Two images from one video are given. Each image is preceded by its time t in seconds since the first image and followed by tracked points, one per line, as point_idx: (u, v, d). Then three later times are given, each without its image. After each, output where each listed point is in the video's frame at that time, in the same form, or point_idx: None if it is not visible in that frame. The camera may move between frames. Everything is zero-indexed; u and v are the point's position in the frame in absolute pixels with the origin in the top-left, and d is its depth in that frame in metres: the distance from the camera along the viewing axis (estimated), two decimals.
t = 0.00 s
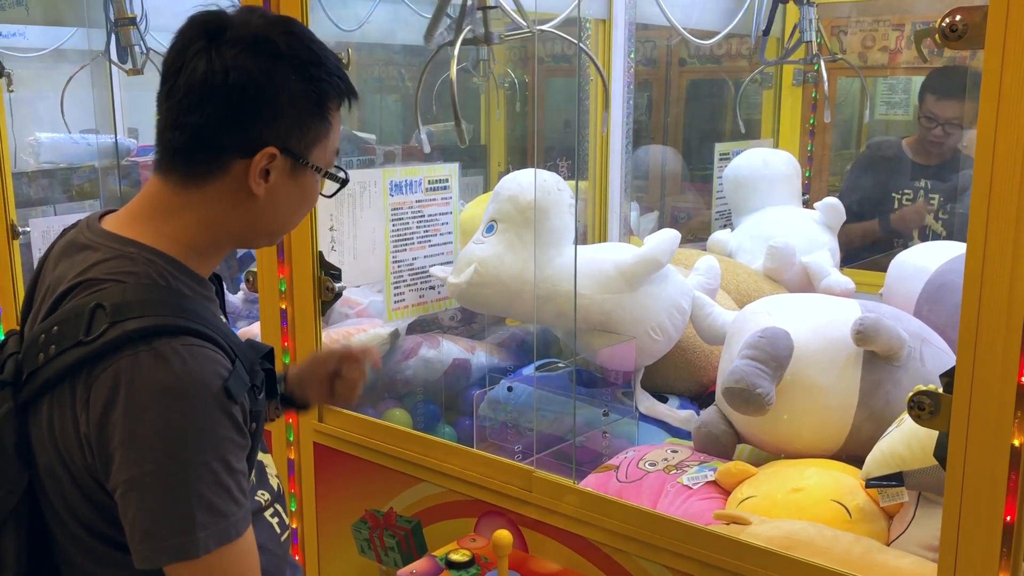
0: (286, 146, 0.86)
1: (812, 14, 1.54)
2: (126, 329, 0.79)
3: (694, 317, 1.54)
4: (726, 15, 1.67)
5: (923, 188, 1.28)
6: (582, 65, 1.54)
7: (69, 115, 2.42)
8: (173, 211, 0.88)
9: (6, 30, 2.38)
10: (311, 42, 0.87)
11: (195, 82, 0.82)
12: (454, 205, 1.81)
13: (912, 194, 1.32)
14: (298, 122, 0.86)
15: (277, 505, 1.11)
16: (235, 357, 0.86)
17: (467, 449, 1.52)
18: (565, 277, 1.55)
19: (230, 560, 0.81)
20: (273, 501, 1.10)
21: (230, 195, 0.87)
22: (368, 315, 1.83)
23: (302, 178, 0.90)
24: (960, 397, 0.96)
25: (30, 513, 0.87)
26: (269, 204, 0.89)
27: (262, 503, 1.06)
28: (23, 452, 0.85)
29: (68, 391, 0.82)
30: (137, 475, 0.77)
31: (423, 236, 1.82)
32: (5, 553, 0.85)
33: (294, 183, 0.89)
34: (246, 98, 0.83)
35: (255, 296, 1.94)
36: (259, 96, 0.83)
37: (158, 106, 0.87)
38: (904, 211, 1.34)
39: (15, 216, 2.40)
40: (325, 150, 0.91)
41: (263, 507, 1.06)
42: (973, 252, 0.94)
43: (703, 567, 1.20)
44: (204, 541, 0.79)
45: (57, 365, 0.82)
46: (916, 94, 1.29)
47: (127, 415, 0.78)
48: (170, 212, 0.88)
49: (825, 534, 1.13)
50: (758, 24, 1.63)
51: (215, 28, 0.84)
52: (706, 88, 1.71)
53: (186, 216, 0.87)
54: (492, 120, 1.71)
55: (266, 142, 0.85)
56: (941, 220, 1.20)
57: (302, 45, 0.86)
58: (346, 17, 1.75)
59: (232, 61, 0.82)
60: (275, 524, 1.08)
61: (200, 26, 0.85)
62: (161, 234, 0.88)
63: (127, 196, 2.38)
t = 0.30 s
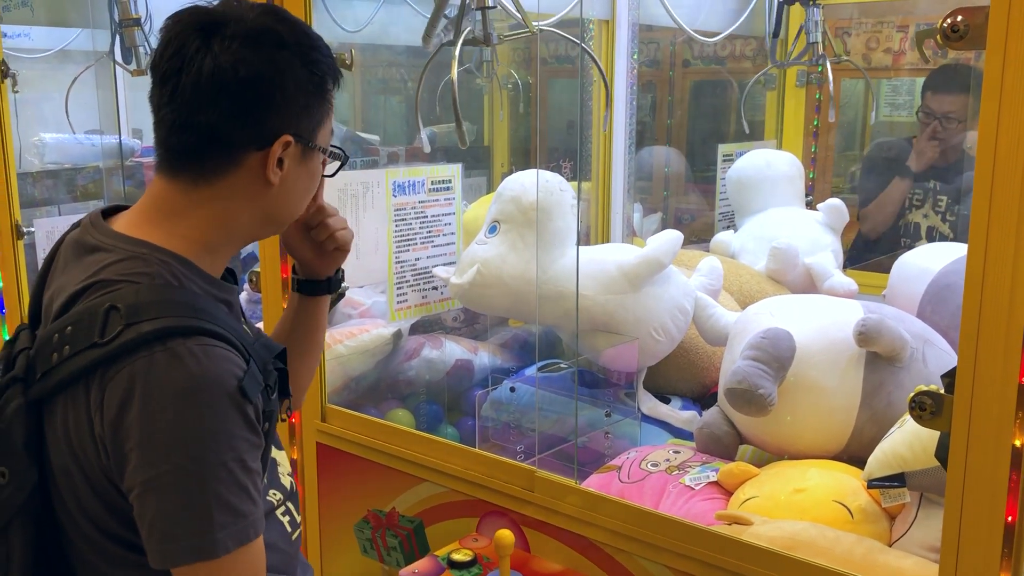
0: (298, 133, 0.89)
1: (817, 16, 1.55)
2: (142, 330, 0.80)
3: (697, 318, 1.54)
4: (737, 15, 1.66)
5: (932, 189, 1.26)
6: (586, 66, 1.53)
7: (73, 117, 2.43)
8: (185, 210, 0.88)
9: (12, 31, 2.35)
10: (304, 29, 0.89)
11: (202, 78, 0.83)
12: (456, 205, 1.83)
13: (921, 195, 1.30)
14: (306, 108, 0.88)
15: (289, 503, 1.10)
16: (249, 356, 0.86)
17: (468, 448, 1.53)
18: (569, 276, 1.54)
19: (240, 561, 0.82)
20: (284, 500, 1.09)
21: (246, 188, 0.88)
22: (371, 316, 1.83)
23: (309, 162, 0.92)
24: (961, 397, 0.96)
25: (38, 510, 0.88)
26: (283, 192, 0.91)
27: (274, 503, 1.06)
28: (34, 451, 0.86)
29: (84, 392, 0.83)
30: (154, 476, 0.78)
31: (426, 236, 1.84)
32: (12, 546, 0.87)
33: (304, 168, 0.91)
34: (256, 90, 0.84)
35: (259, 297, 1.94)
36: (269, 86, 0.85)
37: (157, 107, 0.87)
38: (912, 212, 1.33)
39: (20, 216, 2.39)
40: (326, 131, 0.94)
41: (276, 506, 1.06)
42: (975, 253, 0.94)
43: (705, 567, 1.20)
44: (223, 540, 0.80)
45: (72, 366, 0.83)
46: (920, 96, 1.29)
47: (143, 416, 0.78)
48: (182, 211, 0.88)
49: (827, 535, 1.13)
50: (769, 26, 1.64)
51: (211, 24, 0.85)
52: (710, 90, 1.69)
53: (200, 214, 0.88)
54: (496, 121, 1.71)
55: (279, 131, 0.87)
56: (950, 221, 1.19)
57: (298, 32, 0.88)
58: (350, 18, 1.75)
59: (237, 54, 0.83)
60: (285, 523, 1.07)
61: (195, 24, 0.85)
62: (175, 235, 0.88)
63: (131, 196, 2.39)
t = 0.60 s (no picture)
0: (308, 125, 0.89)
1: (822, 16, 1.56)
2: (153, 322, 0.80)
3: (699, 318, 1.53)
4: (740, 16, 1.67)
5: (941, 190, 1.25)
6: (590, 67, 1.51)
7: (79, 116, 2.44)
8: (199, 204, 0.88)
9: (17, 29, 2.38)
10: (313, 21, 0.90)
11: (213, 72, 0.84)
12: (460, 204, 1.82)
13: (930, 196, 1.28)
14: (316, 100, 0.89)
15: (301, 504, 1.10)
16: (261, 350, 0.86)
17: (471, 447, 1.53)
18: (572, 278, 1.54)
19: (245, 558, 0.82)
20: (296, 500, 1.09)
21: (259, 181, 0.88)
22: (374, 315, 1.84)
23: (321, 155, 0.92)
24: (964, 395, 0.96)
25: (50, 506, 0.88)
26: (296, 184, 0.91)
27: (287, 503, 1.06)
28: (47, 445, 0.86)
29: (96, 384, 0.83)
30: (165, 468, 0.78)
31: (429, 236, 1.84)
32: (22, 540, 0.86)
33: (316, 161, 0.92)
34: (267, 83, 0.85)
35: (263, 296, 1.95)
36: (278, 78, 0.85)
37: (169, 105, 0.88)
38: (923, 213, 1.30)
39: (25, 215, 2.41)
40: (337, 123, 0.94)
41: (287, 507, 1.06)
42: (977, 252, 0.94)
43: (707, 568, 1.20)
44: (234, 535, 0.80)
45: (84, 359, 0.83)
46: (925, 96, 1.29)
47: (155, 408, 0.79)
48: (196, 206, 0.88)
49: (829, 535, 1.13)
50: (771, 27, 1.65)
51: (219, 19, 0.86)
52: (714, 89, 1.72)
53: (214, 208, 0.88)
54: (499, 122, 1.71)
55: (290, 122, 0.87)
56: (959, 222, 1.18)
57: (307, 24, 0.89)
58: (355, 18, 1.77)
59: (247, 47, 0.84)
60: (297, 524, 1.07)
61: (204, 19, 0.86)
62: (189, 230, 0.88)
63: (136, 196, 2.39)
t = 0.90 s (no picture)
0: (312, 112, 0.91)
1: (826, 18, 1.52)
2: (155, 308, 0.81)
3: (703, 321, 1.53)
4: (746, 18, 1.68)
5: (946, 193, 1.24)
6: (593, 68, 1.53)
7: (83, 117, 2.43)
8: (210, 201, 0.91)
9: (23, 30, 2.42)
10: (308, 10, 0.91)
11: (212, 70, 0.85)
12: (463, 206, 1.83)
13: (935, 199, 1.28)
14: (317, 86, 0.91)
15: (309, 508, 1.10)
16: (263, 341, 0.87)
17: (473, 448, 1.53)
18: (576, 279, 1.54)
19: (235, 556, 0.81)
20: (304, 504, 1.09)
21: (267, 174, 0.90)
22: (378, 316, 1.82)
23: (328, 141, 0.94)
24: (967, 401, 0.96)
25: (56, 496, 0.88)
26: (305, 173, 0.93)
27: (293, 505, 1.06)
28: (54, 435, 0.86)
29: (98, 371, 0.84)
30: (160, 454, 0.78)
31: (433, 237, 1.84)
32: (31, 531, 0.86)
33: (323, 148, 0.94)
34: (266, 74, 0.86)
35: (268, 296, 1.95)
36: (278, 69, 0.87)
37: (173, 107, 0.90)
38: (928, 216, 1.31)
39: (30, 215, 2.46)
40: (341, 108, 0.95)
41: (293, 509, 1.06)
42: (981, 256, 0.94)
43: (709, 569, 1.20)
44: (225, 526, 0.80)
45: (88, 346, 0.84)
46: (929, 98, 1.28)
47: (153, 393, 0.79)
48: (206, 203, 0.91)
49: (832, 537, 1.13)
50: (775, 29, 1.63)
51: (212, 17, 0.87)
52: (717, 90, 1.73)
53: (223, 204, 0.91)
54: (502, 123, 1.74)
55: (294, 112, 0.89)
56: (965, 223, 1.16)
57: (302, 13, 0.90)
58: (358, 19, 1.77)
59: (242, 41, 0.85)
60: (304, 528, 1.07)
61: (198, 19, 0.87)
62: (202, 226, 0.91)
63: (139, 196, 2.34)
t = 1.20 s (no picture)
0: (314, 113, 0.93)
1: (831, 22, 1.52)
2: (171, 307, 0.86)
3: (707, 324, 1.53)
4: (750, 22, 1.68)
5: (948, 198, 1.25)
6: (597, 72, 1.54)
7: (88, 119, 2.45)
8: (216, 203, 0.94)
9: (29, 33, 2.41)
10: (310, 11, 0.93)
11: (214, 72, 0.88)
12: (468, 209, 1.83)
13: (937, 206, 1.28)
14: (319, 87, 0.92)
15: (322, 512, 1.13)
16: (279, 336, 0.91)
17: (475, 450, 1.53)
18: (579, 282, 1.55)
19: (289, 525, 0.88)
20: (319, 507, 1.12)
21: (270, 174, 0.93)
22: (382, 318, 1.83)
23: (331, 142, 0.96)
24: (971, 407, 0.96)
25: (72, 500, 0.94)
26: (308, 174, 0.95)
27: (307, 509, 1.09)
28: (71, 438, 0.92)
29: (118, 370, 0.89)
30: (189, 448, 0.84)
31: (437, 240, 1.84)
32: (45, 532, 0.91)
33: (326, 148, 0.95)
34: (267, 76, 0.88)
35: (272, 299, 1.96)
36: (279, 71, 0.89)
37: (178, 110, 0.92)
38: (932, 223, 1.30)
39: (35, 218, 2.46)
40: (343, 108, 0.97)
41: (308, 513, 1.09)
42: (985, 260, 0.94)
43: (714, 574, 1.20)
44: (258, 513, 0.85)
45: (107, 346, 0.89)
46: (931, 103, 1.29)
47: (176, 391, 0.84)
48: (212, 204, 0.94)
49: (835, 541, 1.13)
50: (780, 32, 1.63)
51: (214, 20, 0.90)
52: (722, 93, 1.74)
53: (229, 205, 0.94)
54: (507, 127, 1.74)
55: (295, 114, 0.91)
56: (970, 227, 1.15)
57: (302, 14, 0.92)
58: (364, 23, 1.78)
59: (243, 43, 0.87)
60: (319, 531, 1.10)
61: (200, 22, 0.90)
62: (208, 227, 0.94)
63: (145, 200, 2.33)
